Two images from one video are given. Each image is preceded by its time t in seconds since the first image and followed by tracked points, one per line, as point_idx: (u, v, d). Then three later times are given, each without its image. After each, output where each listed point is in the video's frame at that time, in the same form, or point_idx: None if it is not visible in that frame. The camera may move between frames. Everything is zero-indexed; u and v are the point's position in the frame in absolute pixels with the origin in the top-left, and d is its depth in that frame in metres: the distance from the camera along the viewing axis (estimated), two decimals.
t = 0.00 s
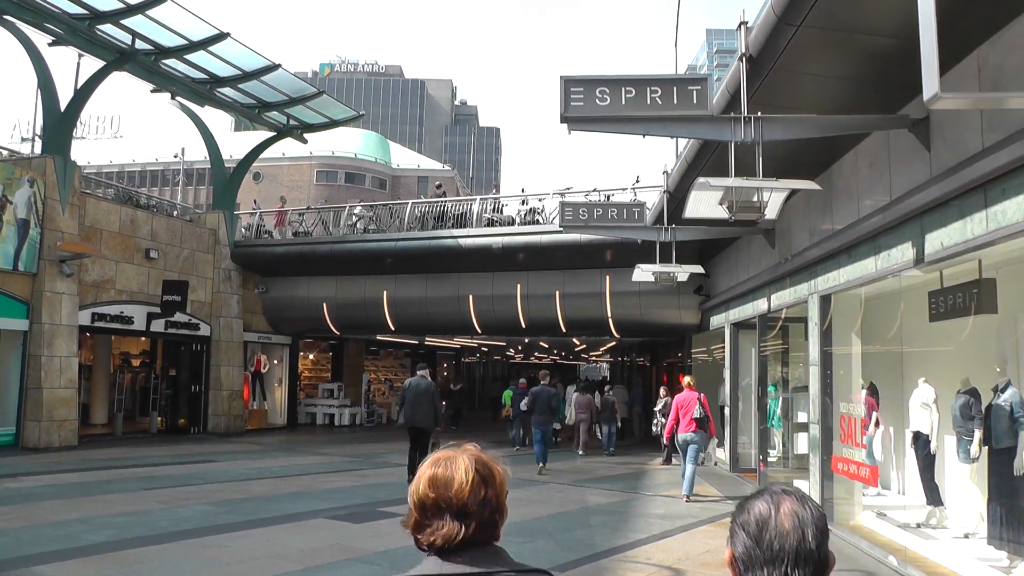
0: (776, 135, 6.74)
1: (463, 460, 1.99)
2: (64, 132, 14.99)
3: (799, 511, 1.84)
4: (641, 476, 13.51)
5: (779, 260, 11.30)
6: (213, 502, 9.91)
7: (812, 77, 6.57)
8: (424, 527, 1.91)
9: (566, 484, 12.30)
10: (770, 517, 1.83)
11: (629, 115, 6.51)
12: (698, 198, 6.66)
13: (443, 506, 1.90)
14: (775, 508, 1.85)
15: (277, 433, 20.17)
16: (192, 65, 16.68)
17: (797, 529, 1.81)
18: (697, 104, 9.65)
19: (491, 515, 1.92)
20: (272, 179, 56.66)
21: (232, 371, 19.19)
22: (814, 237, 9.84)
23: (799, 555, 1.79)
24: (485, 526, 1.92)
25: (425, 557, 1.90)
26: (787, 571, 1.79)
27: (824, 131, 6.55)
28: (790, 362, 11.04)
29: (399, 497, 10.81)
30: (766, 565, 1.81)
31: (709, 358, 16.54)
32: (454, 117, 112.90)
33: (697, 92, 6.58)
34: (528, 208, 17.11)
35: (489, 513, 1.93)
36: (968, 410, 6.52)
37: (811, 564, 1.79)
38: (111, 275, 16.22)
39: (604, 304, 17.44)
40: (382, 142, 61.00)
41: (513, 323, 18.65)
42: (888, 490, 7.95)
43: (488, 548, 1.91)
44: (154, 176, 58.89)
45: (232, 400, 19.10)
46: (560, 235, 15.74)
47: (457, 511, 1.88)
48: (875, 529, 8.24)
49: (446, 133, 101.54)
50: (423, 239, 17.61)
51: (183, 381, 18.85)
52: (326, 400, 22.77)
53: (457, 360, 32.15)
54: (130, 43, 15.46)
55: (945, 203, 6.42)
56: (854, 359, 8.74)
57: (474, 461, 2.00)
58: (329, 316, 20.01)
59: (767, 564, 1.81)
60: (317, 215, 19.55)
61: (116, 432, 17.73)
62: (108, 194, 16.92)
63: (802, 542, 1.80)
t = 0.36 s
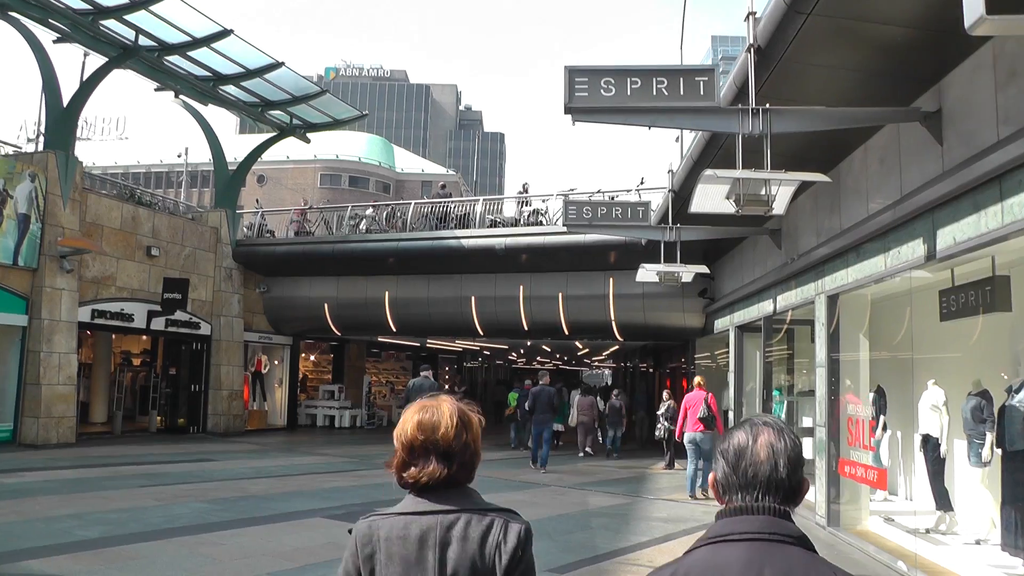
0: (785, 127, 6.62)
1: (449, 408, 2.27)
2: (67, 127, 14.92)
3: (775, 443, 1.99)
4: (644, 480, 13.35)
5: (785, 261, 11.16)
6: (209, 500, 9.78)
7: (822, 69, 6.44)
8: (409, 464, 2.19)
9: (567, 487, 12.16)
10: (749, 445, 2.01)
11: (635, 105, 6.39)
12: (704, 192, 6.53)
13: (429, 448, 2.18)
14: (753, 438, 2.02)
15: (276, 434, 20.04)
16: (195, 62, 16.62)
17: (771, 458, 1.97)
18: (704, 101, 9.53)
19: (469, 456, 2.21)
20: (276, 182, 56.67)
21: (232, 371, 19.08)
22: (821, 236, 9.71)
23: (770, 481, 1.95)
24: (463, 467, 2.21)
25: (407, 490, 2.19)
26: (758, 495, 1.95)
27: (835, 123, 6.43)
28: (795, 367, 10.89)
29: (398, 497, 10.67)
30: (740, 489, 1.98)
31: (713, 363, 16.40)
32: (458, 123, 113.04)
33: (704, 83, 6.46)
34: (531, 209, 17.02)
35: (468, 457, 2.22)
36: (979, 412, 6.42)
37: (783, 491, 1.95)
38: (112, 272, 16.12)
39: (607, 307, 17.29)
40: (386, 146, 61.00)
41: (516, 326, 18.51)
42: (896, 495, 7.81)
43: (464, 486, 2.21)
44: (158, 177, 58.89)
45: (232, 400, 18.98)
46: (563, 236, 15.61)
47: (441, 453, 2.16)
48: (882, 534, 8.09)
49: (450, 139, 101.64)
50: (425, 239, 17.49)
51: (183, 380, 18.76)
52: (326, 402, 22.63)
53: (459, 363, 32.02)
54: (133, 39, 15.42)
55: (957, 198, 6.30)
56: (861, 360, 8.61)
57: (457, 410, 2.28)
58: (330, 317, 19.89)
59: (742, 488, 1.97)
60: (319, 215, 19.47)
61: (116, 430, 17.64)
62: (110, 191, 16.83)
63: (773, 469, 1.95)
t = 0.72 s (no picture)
0: (793, 118, 6.50)
1: (458, 386, 2.54)
2: (65, 126, 14.83)
3: (789, 416, 2.16)
4: (645, 484, 13.17)
5: (790, 263, 11.04)
6: (205, 499, 9.64)
7: (831, 60, 6.33)
8: (421, 435, 2.48)
9: (568, 490, 12.00)
10: (764, 416, 2.18)
11: (639, 95, 6.27)
12: (710, 184, 6.35)
13: (439, 420, 2.46)
14: (771, 411, 2.18)
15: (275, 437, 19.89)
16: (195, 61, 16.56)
17: (784, 429, 2.13)
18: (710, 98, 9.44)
19: (473, 430, 2.48)
20: (278, 187, 56.56)
21: (230, 372, 18.94)
22: (827, 236, 9.61)
23: (782, 450, 2.11)
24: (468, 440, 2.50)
25: (419, 458, 2.49)
26: (769, 462, 2.12)
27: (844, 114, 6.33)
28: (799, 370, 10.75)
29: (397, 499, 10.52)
30: (753, 455, 2.15)
31: (715, 368, 16.22)
32: (461, 129, 112.98)
33: (711, 73, 6.33)
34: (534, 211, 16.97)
35: (473, 431, 2.50)
36: (990, 417, 6.28)
37: (793, 459, 2.11)
38: (111, 272, 16.03)
39: (609, 310, 17.15)
40: (389, 152, 60.88)
41: (516, 329, 18.36)
42: (900, 501, 7.63)
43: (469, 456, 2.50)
44: (160, 182, 58.81)
45: (230, 402, 18.84)
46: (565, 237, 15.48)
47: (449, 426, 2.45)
48: (889, 539, 7.92)
49: (453, 145, 101.60)
50: (427, 240, 17.36)
51: (181, 382, 18.63)
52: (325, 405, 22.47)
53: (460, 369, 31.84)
54: (132, 37, 15.37)
55: (970, 192, 6.17)
56: (868, 362, 8.46)
57: (465, 388, 2.56)
58: (331, 319, 19.76)
59: (756, 454, 2.14)
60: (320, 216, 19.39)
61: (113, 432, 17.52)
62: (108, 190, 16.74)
63: (785, 439, 2.12)
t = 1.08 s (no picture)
0: (806, 88, 6.24)
1: (447, 353, 2.66)
2: (58, 103, 14.53)
3: (783, 377, 2.12)
4: (648, 469, 12.97)
5: (799, 242, 10.78)
6: (199, 483, 9.44)
7: (848, 27, 6.05)
8: (416, 400, 2.65)
9: (569, 475, 11.80)
10: (756, 380, 2.14)
11: (646, 63, 5.99)
12: (721, 155, 6.11)
13: (425, 384, 2.60)
14: (764, 373, 2.15)
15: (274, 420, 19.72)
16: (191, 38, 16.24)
17: (777, 391, 2.09)
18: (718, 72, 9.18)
19: (460, 392, 2.59)
20: (279, 171, 56.18)
21: (229, 356, 18.74)
22: (837, 214, 9.36)
23: (777, 412, 2.08)
24: (457, 402, 2.61)
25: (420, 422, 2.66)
26: (765, 424, 2.09)
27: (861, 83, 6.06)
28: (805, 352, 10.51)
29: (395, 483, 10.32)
30: (749, 419, 2.12)
31: (719, 352, 15.99)
32: (464, 114, 112.31)
33: (721, 41, 6.06)
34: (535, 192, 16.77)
35: (462, 393, 2.60)
36: (1006, 400, 6.07)
37: (789, 420, 2.08)
38: (106, 253, 15.79)
39: (612, 293, 16.90)
40: (390, 136, 60.41)
41: (518, 312, 18.12)
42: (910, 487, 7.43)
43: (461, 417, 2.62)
44: (161, 167, 58.45)
45: (229, 385, 18.64)
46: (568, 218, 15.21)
47: (433, 388, 2.58)
48: (898, 526, 7.72)
49: (455, 130, 101.00)
50: (427, 221, 17.08)
51: (179, 365, 18.45)
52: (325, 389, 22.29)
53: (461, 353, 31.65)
54: (127, 14, 15.05)
55: (992, 164, 5.90)
56: (878, 345, 8.24)
57: (456, 353, 2.66)
58: (330, 302, 19.53)
59: (752, 417, 2.11)
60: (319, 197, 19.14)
61: (110, 415, 17.37)
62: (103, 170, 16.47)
63: (779, 400, 2.08)
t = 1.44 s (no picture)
0: (829, 76, 5.77)
1: (437, 346, 2.50)
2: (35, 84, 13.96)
3: (765, 372, 2.14)
4: (641, 472, 12.56)
5: (802, 241, 10.39)
6: (172, 485, 8.93)
7: (876, 13, 5.59)
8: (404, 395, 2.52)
9: (561, 479, 11.35)
10: (741, 375, 2.17)
11: (661, 45, 5.53)
12: (733, 145, 5.66)
13: (410, 377, 2.46)
14: (746, 369, 2.18)
15: (257, 416, 19.19)
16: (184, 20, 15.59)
17: (757, 387, 2.12)
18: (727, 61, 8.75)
19: (445, 387, 2.43)
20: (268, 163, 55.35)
21: (210, 350, 18.20)
22: (844, 212, 8.96)
23: (759, 407, 2.10)
24: (444, 399, 2.44)
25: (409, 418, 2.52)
26: (750, 419, 2.12)
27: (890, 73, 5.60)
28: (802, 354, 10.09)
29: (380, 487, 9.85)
30: (734, 415, 2.16)
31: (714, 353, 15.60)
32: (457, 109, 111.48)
33: (740, 25, 5.63)
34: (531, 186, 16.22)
35: (449, 389, 2.44)
36: (1014, 406, 5.87)
37: (775, 414, 2.10)
38: (84, 242, 15.22)
39: (607, 291, 16.44)
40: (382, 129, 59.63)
41: (509, 309, 17.65)
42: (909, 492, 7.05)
43: (448, 416, 2.45)
44: (148, 155, 57.49)
45: (210, 380, 18.10)
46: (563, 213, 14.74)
47: (417, 382, 2.43)
48: (897, 534, 7.27)
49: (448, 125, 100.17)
50: (419, 215, 16.59)
51: (158, 359, 17.88)
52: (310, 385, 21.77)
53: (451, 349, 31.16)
54: None
55: (1017, 159, 5.46)
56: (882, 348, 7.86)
57: (446, 347, 2.49)
58: (317, 296, 19.03)
59: (737, 413, 2.15)
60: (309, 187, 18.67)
61: (84, 410, 16.80)
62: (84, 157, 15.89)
63: (760, 396, 2.10)
